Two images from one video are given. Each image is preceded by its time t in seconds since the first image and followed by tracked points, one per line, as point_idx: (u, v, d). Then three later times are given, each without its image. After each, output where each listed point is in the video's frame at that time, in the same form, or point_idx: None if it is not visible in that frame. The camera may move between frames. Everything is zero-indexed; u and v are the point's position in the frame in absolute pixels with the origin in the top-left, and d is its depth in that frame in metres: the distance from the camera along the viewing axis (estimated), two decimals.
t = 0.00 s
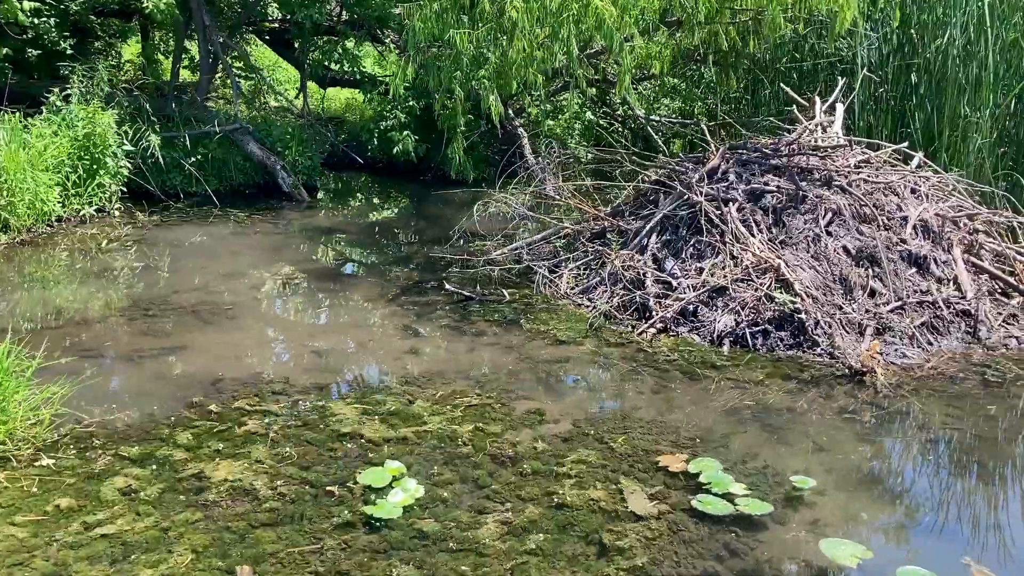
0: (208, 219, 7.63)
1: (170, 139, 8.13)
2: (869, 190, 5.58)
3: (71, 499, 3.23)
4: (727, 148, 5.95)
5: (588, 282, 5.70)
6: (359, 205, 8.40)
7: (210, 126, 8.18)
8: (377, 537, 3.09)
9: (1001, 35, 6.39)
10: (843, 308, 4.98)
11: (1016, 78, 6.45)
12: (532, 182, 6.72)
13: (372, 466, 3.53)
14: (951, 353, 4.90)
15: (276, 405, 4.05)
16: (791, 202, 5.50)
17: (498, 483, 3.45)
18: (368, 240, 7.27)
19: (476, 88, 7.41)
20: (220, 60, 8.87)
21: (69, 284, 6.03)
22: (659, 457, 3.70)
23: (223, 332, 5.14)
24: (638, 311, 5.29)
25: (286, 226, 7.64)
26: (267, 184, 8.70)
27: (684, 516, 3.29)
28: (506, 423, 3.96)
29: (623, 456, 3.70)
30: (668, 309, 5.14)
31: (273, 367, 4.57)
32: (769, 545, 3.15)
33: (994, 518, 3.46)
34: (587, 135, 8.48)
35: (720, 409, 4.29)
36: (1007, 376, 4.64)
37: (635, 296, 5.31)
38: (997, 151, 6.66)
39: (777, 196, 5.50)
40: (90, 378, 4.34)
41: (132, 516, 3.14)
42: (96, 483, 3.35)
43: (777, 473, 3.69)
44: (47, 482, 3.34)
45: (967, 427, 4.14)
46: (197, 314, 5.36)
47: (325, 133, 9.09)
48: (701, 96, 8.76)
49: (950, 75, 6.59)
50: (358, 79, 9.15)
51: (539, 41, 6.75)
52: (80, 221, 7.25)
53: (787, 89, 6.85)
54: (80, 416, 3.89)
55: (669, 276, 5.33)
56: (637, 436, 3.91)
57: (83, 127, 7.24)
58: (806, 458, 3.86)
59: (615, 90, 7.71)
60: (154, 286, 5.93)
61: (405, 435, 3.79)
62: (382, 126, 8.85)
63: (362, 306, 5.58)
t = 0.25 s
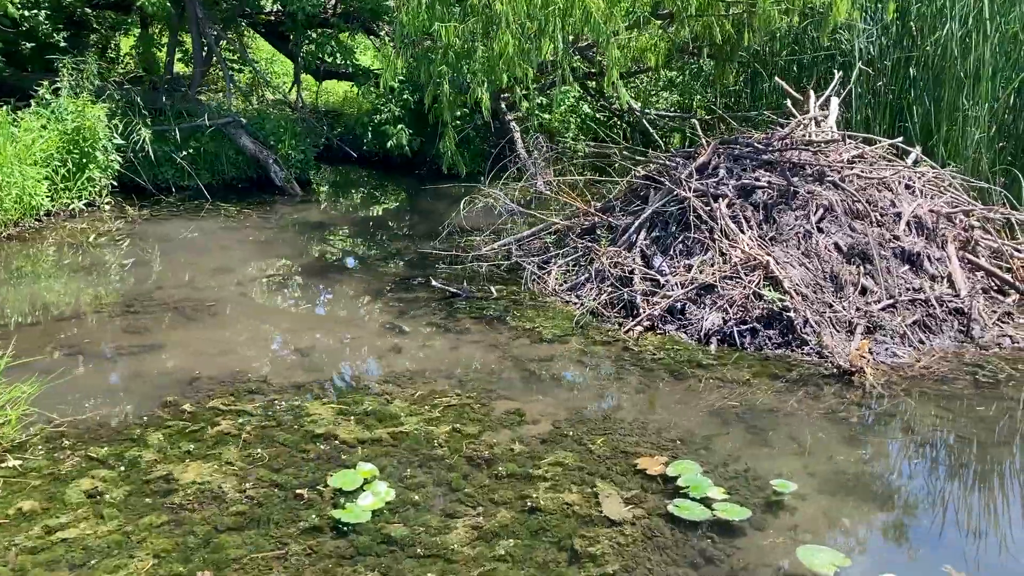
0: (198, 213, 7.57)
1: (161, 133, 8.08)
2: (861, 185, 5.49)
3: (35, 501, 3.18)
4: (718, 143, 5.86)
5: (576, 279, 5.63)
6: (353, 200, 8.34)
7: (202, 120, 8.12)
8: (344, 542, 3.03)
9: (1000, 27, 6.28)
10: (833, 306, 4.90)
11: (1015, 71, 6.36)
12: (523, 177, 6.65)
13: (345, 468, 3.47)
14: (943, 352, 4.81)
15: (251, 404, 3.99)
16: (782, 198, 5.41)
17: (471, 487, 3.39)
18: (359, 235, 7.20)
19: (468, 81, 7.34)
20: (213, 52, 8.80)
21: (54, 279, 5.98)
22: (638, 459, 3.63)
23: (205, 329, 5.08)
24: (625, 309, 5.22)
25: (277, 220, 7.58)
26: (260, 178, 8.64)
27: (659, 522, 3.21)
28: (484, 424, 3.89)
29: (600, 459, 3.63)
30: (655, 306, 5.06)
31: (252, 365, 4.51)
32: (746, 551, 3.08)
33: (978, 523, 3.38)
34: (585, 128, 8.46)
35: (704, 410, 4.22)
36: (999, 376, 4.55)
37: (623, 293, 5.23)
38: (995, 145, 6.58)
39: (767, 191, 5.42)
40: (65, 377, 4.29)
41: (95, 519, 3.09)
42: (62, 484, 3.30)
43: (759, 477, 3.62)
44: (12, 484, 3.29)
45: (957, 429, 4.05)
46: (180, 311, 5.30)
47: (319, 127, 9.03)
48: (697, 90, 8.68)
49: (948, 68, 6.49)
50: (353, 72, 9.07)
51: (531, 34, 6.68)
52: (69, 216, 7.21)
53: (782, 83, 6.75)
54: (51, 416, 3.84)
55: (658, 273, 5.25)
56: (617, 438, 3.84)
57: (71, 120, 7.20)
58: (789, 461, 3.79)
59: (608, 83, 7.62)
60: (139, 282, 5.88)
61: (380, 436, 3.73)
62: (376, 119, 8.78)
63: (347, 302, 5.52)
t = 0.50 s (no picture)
0: (186, 208, 7.50)
1: (149, 126, 8.00)
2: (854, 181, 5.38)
3: None
4: (709, 138, 5.76)
5: (563, 276, 5.53)
6: (344, 194, 8.25)
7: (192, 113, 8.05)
8: (307, 549, 2.95)
9: (999, 19, 6.16)
10: (822, 304, 4.80)
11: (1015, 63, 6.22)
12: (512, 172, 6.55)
13: (313, 472, 3.39)
14: (935, 352, 4.71)
15: (223, 406, 3.91)
16: (772, 194, 5.31)
17: (443, 491, 3.31)
18: (348, 230, 7.12)
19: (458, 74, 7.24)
20: (204, 45, 8.71)
21: (35, 275, 5.91)
22: (614, 463, 3.54)
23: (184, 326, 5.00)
24: (612, 307, 5.12)
25: (266, 215, 7.50)
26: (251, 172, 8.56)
27: (633, 529, 3.13)
28: (460, 426, 3.80)
29: (577, 463, 3.54)
30: (641, 305, 4.97)
31: (228, 364, 4.43)
32: (721, 560, 2.99)
33: (962, 531, 3.29)
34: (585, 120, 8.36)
35: (687, 411, 4.13)
36: (991, 378, 4.45)
37: (609, 291, 5.14)
38: (994, 139, 6.47)
39: (758, 187, 5.31)
40: (35, 376, 4.22)
41: (53, 525, 3.01)
42: (22, 489, 3.22)
43: (739, 482, 3.53)
44: None
45: (945, 432, 3.96)
46: (160, 308, 5.23)
47: (312, 120, 8.94)
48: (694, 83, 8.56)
49: (946, 61, 6.37)
50: (346, 64, 8.97)
51: (521, 26, 6.57)
52: (55, 210, 7.14)
53: (777, 76, 6.64)
54: (18, 417, 3.76)
55: (645, 271, 5.15)
56: (596, 441, 3.75)
57: (57, 113, 7.13)
58: (772, 465, 3.70)
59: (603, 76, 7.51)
60: (121, 278, 5.81)
61: (352, 439, 3.65)
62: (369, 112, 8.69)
63: (330, 299, 5.43)
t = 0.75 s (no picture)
0: (173, 202, 7.44)
1: (138, 120, 7.94)
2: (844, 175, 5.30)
3: None
4: (697, 131, 5.67)
5: (548, 271, 5.46)
6: (335, 187, 8.18)
7: (181, 106, 8.00)
8: (268, 552, 2.89)
9: (993, 11, 6.07)
10: (808, 301, 4.72)
11: (1009, 55, 6.16)
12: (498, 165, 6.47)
13: (280, 472, 3.33)
14: (923, 350, 4.63)
15: (194, 404, 3.85)
16: (760, 189, 5.23)
17: (411, 492, 3.24)
18: (336, 224, 7.05)
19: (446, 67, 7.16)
20: (194, 37, 8.64)
21: (16, 270, 5.86)
22: (588, 464, 3.47)
23: (162, 322, 4.95)
24: (596, 303, 5.05)
25: (254, 209, 7.44)
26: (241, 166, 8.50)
27: (603, 532, 3.06)
28: (433, 425, 3.74)
29: (550, 463, 3.47)
30: (625, 301, 4.90)
31: (203, 361, 4.38)
32: (691, 564, 2.93)
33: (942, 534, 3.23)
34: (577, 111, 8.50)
35: (667, 410, 4.06)
36: (978, 376, 4.37)
37: (593, 286, 5.07)
38: (987, 133, 6.37)
39: (745, 181, 5.23)
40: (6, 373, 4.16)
41: (10, 526, 2.96)
42: None
43: (715, 482, 3.46)
44: None
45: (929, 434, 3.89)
46: (139, 304, 5.17)
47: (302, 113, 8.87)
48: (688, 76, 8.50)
49: (940, 53, 6.28)
50: (338, 57, 8.90)
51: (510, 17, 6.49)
52: (41, 204, 7.09)
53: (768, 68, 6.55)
54: None
55: (629, 266, 5.08)
56: (571, 440, 3.68)
57: (43, 106, 7.08)
58: (749, 466, 3.63)
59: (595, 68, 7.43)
60: (102, 273, 5.75)
61: (322, 438, 3.58)
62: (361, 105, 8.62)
63: (312, 294, 5.37)
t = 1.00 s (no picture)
0: (160, 197, 7.40)
1: (125, 113, 7.90)
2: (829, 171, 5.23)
3: None
4: (682, 126, 5.61)
5: (530, 268, 5.41)
6: (324, 182, 8.13)
7: (169, 100, 7.96)
8: (225, 555, 2.85)
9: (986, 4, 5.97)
10: (790, 299, 4.66)
11: (996, 50, 5.99)
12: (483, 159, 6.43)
13: (243, 473, 3.29)
14: (906, 349, 4.57)
15: (162, 403, 3.82)
16: (743, 185, 5.16)
17: (375, 494, 3.20)
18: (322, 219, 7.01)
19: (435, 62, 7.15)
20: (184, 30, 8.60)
21: None
22: (556, 465, 3.41)
23: (139, 318, 4.91)
24: (576, 301, 5.00)
25: (241, 203, 7.39)
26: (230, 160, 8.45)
27: (567, 535, 3.01)
28: (403, 425, 3.69)
29: (518, 464, 3.42)
30: (605, 298, 4.85)
31: (176, 359, 4.34)
32: (654, 570, 2.88)
33: (917, 538, 3.17)
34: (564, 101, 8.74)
35: (642, 410, 4.01)
36: (960, 376, 4.31)
37: (574, 284, 5.02)
38: (978, 126, 6.18)
39: (729, 177, 5.17)
40: None
41: None
42: None
43: (686, 485, 3.40)
44: None
45: (907, 435, 3.82)
46: (117, 300, 5.14)
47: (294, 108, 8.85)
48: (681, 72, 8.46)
49: (933, 47, 6.21)
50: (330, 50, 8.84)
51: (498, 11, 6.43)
52: (27, 198, 7.06)
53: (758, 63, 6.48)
54: None
55: (611, 263, 5.02)
56: (542, 441, 3.63)
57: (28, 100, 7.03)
58: (722, 468, 3.57)
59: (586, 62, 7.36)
60: (83, 268, 5.72)
61: (289, 439, 3.54)
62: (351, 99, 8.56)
63: (291, 290, 5.32)
